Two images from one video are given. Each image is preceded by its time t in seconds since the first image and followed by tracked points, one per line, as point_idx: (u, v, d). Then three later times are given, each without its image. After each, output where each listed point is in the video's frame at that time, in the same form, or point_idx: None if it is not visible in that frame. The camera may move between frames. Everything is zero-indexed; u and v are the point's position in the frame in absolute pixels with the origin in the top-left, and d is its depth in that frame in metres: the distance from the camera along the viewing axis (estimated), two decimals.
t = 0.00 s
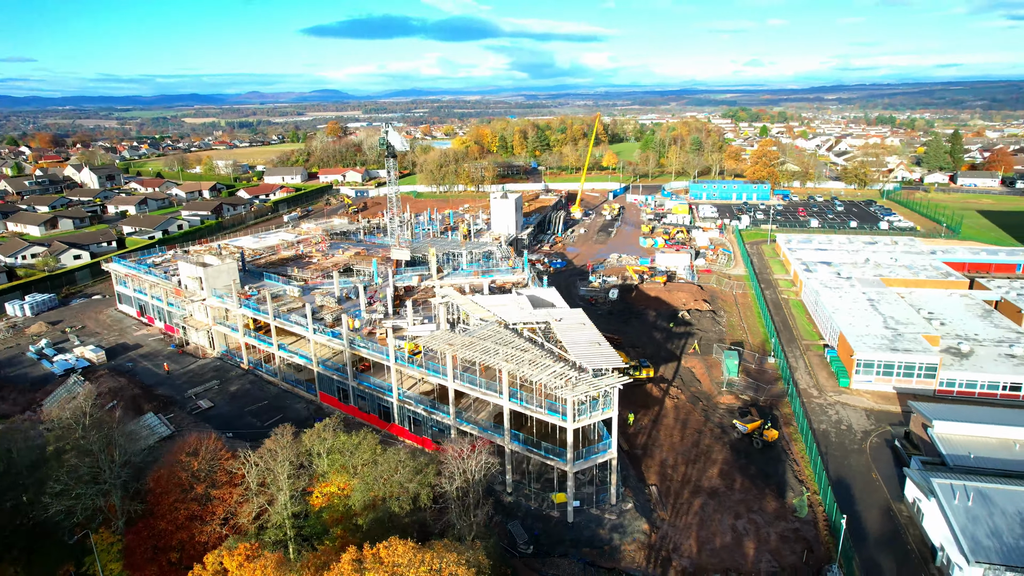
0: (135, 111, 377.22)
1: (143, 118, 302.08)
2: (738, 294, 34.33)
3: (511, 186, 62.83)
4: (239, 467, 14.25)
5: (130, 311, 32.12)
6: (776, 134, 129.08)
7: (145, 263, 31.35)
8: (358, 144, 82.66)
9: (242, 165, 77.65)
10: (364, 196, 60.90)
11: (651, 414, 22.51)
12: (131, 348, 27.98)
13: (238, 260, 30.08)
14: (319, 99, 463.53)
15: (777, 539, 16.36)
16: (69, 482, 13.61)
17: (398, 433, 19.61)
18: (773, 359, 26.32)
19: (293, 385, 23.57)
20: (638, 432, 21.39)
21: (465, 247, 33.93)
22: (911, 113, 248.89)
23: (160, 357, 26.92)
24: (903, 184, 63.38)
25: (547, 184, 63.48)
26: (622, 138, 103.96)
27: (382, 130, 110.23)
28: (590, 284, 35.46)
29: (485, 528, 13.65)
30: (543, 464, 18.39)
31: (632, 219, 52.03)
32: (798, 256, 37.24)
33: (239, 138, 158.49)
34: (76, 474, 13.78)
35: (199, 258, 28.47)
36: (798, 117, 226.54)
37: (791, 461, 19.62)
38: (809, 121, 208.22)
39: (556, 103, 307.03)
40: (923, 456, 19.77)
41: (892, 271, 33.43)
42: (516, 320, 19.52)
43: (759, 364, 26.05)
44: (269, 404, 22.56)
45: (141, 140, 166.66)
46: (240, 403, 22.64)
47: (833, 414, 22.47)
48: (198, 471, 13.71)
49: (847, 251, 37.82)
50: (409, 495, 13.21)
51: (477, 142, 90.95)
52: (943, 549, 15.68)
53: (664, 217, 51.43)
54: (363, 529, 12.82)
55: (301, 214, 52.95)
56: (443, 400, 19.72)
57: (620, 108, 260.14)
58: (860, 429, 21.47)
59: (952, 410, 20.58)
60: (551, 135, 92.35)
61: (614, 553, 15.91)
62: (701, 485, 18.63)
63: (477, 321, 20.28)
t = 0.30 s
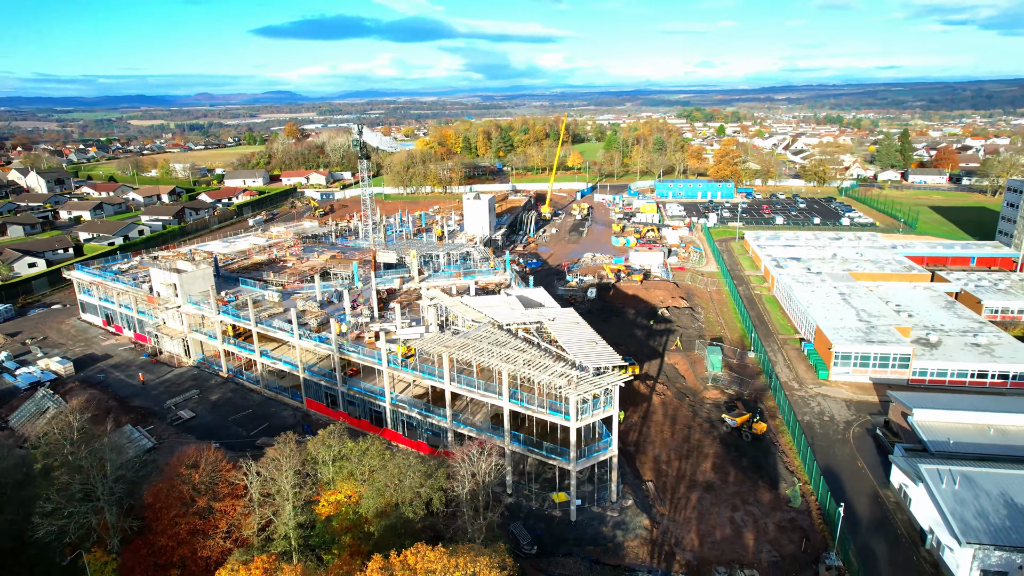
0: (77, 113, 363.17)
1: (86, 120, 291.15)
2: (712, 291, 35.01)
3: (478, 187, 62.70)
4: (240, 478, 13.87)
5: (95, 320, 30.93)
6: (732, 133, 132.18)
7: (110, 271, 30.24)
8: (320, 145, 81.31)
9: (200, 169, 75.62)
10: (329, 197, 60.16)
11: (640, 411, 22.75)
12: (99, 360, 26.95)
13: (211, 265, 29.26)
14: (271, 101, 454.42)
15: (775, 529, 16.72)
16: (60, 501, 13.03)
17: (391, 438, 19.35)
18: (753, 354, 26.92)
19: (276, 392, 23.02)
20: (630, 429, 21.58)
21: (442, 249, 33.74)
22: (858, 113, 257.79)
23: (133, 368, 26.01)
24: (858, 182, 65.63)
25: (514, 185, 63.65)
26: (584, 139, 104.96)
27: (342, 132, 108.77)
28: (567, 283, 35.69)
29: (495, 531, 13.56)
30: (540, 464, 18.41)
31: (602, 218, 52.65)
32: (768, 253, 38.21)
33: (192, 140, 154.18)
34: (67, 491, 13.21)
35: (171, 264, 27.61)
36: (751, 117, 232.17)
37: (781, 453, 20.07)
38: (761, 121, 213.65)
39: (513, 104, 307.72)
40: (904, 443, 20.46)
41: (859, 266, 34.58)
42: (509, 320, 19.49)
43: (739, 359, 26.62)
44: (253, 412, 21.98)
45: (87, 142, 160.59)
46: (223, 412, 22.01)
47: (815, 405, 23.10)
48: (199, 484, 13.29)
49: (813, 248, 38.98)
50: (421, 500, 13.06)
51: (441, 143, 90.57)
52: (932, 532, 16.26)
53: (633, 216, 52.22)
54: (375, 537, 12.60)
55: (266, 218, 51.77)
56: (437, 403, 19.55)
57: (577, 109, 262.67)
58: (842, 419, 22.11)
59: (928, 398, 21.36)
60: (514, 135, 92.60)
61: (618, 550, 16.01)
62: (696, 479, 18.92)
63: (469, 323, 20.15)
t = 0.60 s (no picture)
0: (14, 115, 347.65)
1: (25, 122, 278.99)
2: (687, 288, 35.53)
3: (445, 188, 62.37)
4: (244, 489, 13.45)
5: (58, 331, 29.66)
6: (690, 133, 134.89)
7: (75, 278, 29.07)
8: (281, 147, 79.69)
9: (156, 172, 73.26)
10: (294, 199, 59.05)
11: (630, 408, 22.98)
12: (66, 372, 25.83)
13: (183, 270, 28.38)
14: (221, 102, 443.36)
15: (772, 520, 17.08)
16: (53, 520, 12.36)
17: (386, 443, 19.08)
18: (733, 349, 27.49)
19: (260, 400, 22.45)
20: (621, 427, 21.78)
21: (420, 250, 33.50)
22: (807, 113, 265.78)
23: (105, 379, 25.03)
24: (816, 180, 67.72)
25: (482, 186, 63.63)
26: (546, 139, 105.60)
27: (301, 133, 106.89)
28: (545, 283, 35.84)
29: (507, 534, 13.51)
30: (538, 463, 18.40)
31: (572, 218, 53.11)
32: (738, 250, 39.05)
33: (143, 143, 149.23)
34: (60, 509, 12.56)
35: (143, 271, 26.69)
36: (706, 117, 236.92)
37: (770, 445, 20.52)
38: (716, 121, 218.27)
39: (471, 104, 307.18)
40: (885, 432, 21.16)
41: (827, 262, 35.64)
42: (503, 321, 19.43)
43: (720, 354, 27.14)
44: (238, 421, 21.39)
45: (26, 143, 153.61)
46: (206, 422, 21.35)
47: (797, 398, 23.71)
48: (202, 496, 12.82)
49: (782, 245, 39.98)
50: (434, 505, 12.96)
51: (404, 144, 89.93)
52: (920, 516, 16.85)
53: (602, 215, 52.80)
54: (390, 544, 12.42)
55: (230, 222, 50.39)
56: (432, 406, 19.36)
57: (535, 110, 263.90)
58: (824, 411, 22.75)
59: (905, 387, 22.16)
60: (478, 136, 92.58)
61: (622, 546, 16.13)
62: (691, 474, 19.19)
63: (462, 324, 20.01)
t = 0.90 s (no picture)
0: None
1: None
2: (662, 286, 36.04)
3: (413, 189, 61.91)
4: (249, 500, 13.05)
5: (20, 343, 28.32)
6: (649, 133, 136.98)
7: (38, 287, 27.82)
8: (240, 148, 77.84)
9: (108, 176, 70.71)
10: (258, 202, 57.81)
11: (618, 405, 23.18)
12: (32, 386, 24.67)
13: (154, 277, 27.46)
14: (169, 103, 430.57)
15: (768, 511, 17.43)
16: (48, 541, 11.78)
17: (380, 449, 18.79)
18: (714, 345, 28.00)
19: (245, 409, 21.86)
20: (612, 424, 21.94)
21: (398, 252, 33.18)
22: (759, 113, 272.76)
23: (75, 392, 24.03)
24: (776, 178, 69.58)
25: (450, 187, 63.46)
26: (509, 140, 105.93)
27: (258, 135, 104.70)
28: (523, 283, 35.91)
29: (518, 536, 13.43)
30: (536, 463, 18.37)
31: (542, 218, 53.42)
32: (710, 248, 39.87)
33: (88, 146, 143.84)
34: (55, 530, 11.97)
35: (113, 278, 25.72)
36: (662, 117, 240.84)
37: (758, 438, 20.95)
38: (672, 122, 222.01)
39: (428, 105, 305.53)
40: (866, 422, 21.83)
41: (796, 258, 36.63)
42: (498, 321, 19.36)
43: (702, 350, 27.62)
44: (223, 431, 20.78)
45: None
46: (189, 433, 20.68)
47: (779, 391, 24.29)
48: (208, 509, 12.39)
49: (751, 243, 40.90)
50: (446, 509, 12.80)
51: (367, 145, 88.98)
52: (908, 501, 17.40)
53: (572, 215, 53.25)
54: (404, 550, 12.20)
55: (192, 226, 48.94)
56: (427, 409, 19.19)
57: (493, 111, 264.52)
58: (806, 403, 23.35)
59: (882, 378, 22.91)
60: (442, 137, 92.28)
61: (625, 543, 16.23)
62: (685, 469, 19.45)
63: (454, 326, 19.86)
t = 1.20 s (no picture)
0: None
1: None
2: (638, 284, 36.46)
3: (380, 191, 60.97)
4: (256, 512, 12.67)
5: None
6: (609, 133, 138.76)
7: None
8: (198, 150, 75.78)
9: (58, 181, 68.00)
10: (220, 206, 56.42)
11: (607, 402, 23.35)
12: None
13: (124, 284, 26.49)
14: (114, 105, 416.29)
15: (763, 502, 17.78)
16: (46, 562, 11.14)
17: (375, 454, 18.49)
18: (695, 341, 28.45)
19: (229, 417, 21.26)
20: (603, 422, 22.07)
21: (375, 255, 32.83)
22: (713, 113, 278.92)
23: (45, 406, 22.99)
24: (737, 176, 71.29)
25: (417, 188, 63.13)
26: (472, 141, 105.93)
27: (215, 137, 102.18)
28: (500, 283, 35.91)
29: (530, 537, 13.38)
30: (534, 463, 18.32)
31: (512, 218, 53.58)
32: (682, 246, 40.56)
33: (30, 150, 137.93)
34: (54, 550, 11.35)
35: (81, 286, 24.72)
36: (619, 117, 244.01)
37: (747, 431, 21.36)
38: (630, 122, 225.01)
39: (385, 106, 302.75)
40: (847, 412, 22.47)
41: (766, 255, 37.53)
42: (491, 322, 19.29)
43: (683, 347, 28.05)
44: (207, 441, 20.15)
45: None
46: (172, 445, 19.99)
47: (761, 384, 24.83)
48: (217, 522, 11.97)
49: (721, 241, 41.74)
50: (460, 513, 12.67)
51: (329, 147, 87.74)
52: (895, 487, 17.95)
53: (542, 215, 53.55)
54: (419, 556, 12.00)
55: (153, 232, 47.44)
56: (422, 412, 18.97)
57: (451, 112, 263.86)
58: (788, 395, 23.93)
59: (860, 369, 23.61)
60: (405, 138, 91.70)
61: (628, 539, 16.32)
62: (679, 464, 19.69)
63: (447, 328, 19.70)
